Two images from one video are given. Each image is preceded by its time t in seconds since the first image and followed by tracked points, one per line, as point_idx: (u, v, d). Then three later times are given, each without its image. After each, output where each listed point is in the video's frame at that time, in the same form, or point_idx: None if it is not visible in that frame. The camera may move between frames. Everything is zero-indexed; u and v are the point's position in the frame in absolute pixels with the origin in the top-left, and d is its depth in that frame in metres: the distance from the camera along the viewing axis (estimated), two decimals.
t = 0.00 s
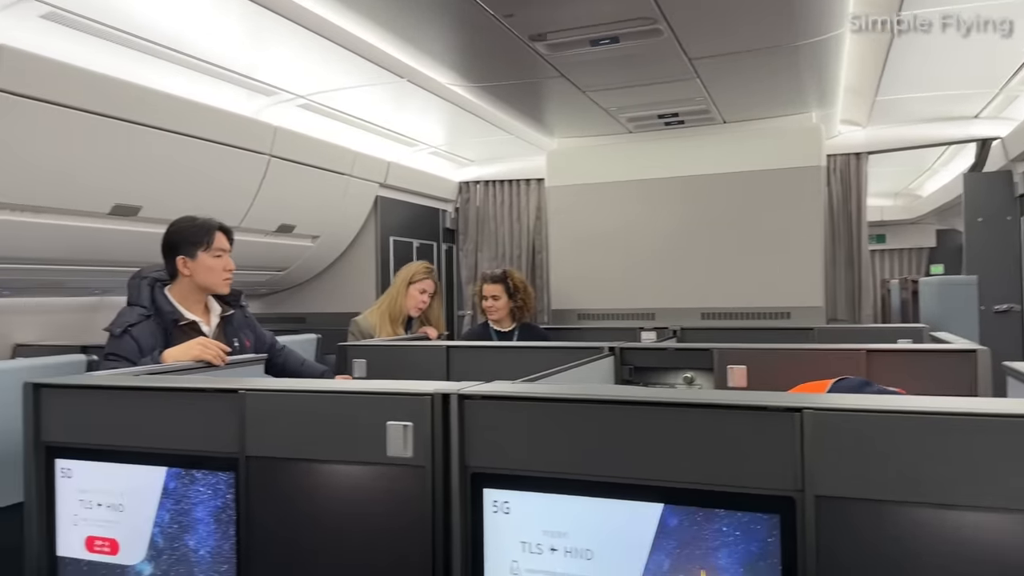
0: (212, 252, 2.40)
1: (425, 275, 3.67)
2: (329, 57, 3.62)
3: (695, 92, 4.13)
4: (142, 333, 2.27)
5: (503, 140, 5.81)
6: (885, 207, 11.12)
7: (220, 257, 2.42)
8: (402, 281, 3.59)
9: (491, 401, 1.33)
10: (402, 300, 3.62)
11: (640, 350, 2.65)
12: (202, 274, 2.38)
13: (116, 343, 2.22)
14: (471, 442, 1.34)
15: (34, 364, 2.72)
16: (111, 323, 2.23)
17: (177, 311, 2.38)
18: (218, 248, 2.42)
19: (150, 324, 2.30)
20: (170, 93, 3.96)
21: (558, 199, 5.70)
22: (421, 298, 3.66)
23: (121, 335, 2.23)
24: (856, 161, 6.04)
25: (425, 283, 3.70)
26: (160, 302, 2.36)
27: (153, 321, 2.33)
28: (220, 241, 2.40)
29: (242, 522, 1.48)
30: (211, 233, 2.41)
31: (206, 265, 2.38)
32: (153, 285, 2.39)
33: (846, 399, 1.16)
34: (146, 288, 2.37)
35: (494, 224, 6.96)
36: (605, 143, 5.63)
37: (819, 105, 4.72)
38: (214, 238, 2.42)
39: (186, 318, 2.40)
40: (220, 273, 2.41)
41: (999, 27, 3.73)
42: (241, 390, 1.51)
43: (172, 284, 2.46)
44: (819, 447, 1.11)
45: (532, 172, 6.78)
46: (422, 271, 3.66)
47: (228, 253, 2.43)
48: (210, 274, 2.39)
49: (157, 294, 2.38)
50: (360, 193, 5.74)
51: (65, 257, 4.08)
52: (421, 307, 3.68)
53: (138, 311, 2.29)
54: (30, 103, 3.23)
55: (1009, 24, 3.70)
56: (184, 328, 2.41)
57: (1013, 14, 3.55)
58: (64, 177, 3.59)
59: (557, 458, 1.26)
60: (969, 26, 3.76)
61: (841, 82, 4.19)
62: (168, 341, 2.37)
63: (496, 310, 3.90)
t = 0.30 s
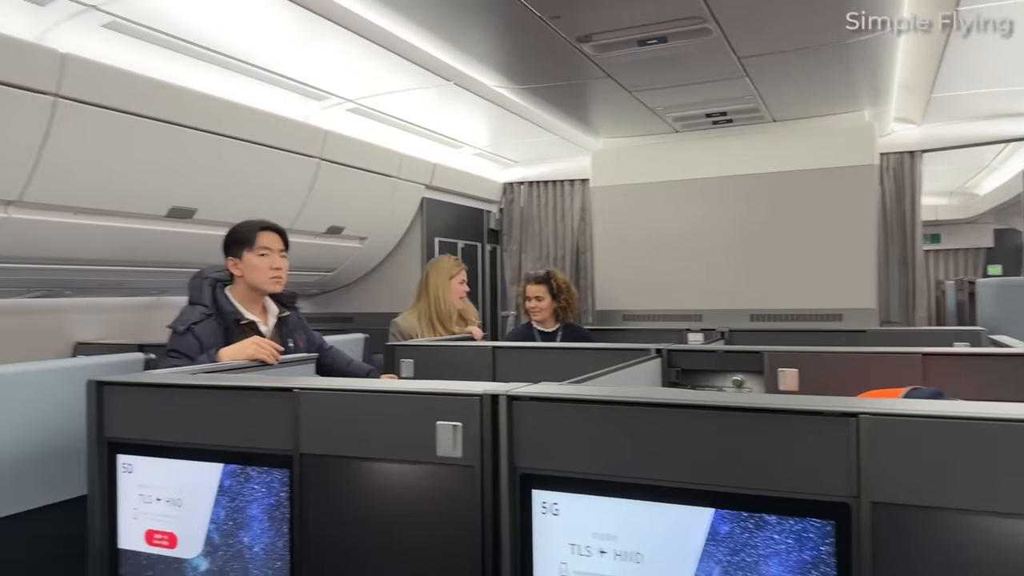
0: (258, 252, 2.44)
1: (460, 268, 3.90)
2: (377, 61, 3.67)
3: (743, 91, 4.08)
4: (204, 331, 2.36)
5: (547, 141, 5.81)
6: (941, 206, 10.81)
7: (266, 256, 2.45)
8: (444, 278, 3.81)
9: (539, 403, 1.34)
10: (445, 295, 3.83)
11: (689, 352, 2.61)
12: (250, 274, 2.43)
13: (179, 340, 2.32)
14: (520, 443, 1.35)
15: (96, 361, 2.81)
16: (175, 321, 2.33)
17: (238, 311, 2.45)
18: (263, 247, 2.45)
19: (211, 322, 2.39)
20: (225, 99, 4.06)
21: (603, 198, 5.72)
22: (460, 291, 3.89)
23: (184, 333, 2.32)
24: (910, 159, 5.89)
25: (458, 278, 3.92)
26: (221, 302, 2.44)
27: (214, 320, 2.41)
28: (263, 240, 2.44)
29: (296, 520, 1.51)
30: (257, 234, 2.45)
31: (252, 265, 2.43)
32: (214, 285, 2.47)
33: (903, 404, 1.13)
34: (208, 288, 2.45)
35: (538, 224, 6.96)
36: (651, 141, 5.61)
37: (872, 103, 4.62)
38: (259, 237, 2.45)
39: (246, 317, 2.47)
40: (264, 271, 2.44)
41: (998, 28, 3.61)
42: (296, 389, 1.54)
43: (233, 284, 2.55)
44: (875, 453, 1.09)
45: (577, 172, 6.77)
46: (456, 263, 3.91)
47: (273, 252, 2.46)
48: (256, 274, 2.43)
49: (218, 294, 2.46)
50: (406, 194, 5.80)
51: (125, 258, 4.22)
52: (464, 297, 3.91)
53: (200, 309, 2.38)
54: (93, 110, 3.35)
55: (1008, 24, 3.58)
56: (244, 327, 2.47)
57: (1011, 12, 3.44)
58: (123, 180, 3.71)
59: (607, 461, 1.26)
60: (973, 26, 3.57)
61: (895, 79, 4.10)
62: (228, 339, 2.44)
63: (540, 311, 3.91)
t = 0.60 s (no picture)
0: (311, 254, 2.48)
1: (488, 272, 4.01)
2: (427, 66, 3.70)
3: (798, 90, 4.01)
4: (270, 328, 2.44)
5: (596, 142, 5.78)
6: (1005, 205, 10.44)
7: (319, 257, 2.48)
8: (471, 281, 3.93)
9: (590, 407, 1.33)
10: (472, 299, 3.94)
11: (743, 357, 2.55)
12: (305, 274, 2.49)
13: (247, 334, 2.42)
14: (572, 447, 1.34)
15: (159, 361, 2.90)
16: (244, 315, 2.42)
17: (305, 310, 2.52)
18: (316, 248, 2.48)
19: (277, 320, 2.46)
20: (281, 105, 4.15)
21: (654, 199, 5.67)
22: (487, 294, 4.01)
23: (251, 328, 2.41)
24: (972, 158, 5.70)
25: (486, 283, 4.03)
26: (289, 301, 2.51)
27: (282, 319, 2.49)
28: (315, 242, 2.46)
29: (352, 519, 1.54)
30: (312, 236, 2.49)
31: (305, 266, 2.49)
32: (284, 284, 2.54)
33: (969, 413, 1.10)
34: (277, 287, 2.52)
35: (586, 226, 6.93)
36: (702, 141, 5.55)
37: (931, 101, 4.49)
38: (314, 239, 2.49)
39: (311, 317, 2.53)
40: (316, 272, 2.48)
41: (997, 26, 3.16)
42: (352, 390, 1.57)
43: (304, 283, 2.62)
44: (939, 462, 1.06)
45: (626, 173, 6.71)
46: (487, 267, 4.03)
47: (325, 253, 2.47)
48: (308, 275, 2.48)
49: (287, 293, 2.54)
50: (455, 196, 5.84)
51: (186, 260, 4.35)
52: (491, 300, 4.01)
53: (269, 307, 2.46)
54: (155, 117, 3.46)
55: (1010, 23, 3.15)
56: (309, 327, 2.52)
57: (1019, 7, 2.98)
58: (183, 184, 3.82)
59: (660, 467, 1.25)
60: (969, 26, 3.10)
61: (957, 76, 3.98)
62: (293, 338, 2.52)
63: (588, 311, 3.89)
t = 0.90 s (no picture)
0: (358, 254, 2.52)
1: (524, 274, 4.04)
2: (473, 69, 3.73)
3: (850, 87, 3.93)
4: (322, 327, 2.52)
5: (642, 142, 5.75)
6: None
7: (366, 258, 2.51)
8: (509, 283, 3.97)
9: (638, 410, 1.32)
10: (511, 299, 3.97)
11: (794, 360, 2.51)
12: (354, 276, 2.54)
13: (300, 333, 2.48)
14: (620, 451, 1.33)
15: (215, 360, 2.98)
16: (297, 315, 2.50)
17: (356, 310, 2.58)
18: (362, 249, 2.51)
19: (329, 320, 2.54)
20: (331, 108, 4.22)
21: (699, 199, 5.82)
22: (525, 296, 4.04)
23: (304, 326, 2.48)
24: None
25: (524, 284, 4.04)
26: (340, 302, 2.60)
27: (333, 319, 2.57)
28: (362, 243, 2.50)
29: (398, 519, 1.56)
30: (358, 237, 2.52)
31: (353, 267, 2.52)
32: (335, 284, 2.63)
33: None
34: (329, 288, 2.61)
35: (631, 226, 6.88)
36: (749, 141, 5.62)
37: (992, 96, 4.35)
38: (360, 240, 2.52)
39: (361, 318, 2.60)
40: (363, 273, 2.51)
41: (1001, 26, 3.00)
42: (401, 390, 1.59)
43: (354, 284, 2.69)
44: (1000, 471, 1.03)
45: (673, 173, 6.64)
46: (522, 268, 4.05)
47: (371, 254, 2.51)
48: (356, 275, 2.52)
49: (338, 295, 2.62)
50: (500, 197, 5.87)
51: (238, 261, 4.45)
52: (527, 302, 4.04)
53: (321, 307, 2.55)
54: (211, 122, 3.56)
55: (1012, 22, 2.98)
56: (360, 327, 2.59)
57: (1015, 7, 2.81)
58: (236, 187, 3.91)
59: (709, 471, 1.24)
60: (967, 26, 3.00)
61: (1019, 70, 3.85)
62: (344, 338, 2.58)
63: (635, 311, 3.90)
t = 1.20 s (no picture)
0: (403, 255, 2.55)
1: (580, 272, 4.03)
2: (524, 68, 3.75)
3: (911, 80, 3.82)
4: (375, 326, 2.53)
5: (695, 138, 5.68)
6: None
7: (411, 258, 2.54)
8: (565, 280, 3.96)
9: (690, 411, 1.31)
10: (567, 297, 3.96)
11: (851, 359, 2.44)
12: (400, 276, 2.57)
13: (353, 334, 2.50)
14: (673, 452, 1.32)
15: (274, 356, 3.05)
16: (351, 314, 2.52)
17: (407, 309, 2.61)
18: (407, 249, 2.54)
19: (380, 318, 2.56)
20: (384, 108, 4.28)
21: (753, 195, 5.90)
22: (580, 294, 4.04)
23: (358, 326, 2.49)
24: None
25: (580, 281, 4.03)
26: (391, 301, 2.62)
27: (386, 317, 2.60)
28: (407, 244, 2.53)
29: (450, 515, 1.58)
30: (404, 238, 2.55)
31: (399, 267, 2.56)
32: (387, 283, 2.65)
33: None
34: (380, 286, 2.63)
35: (682, 224, 6.81)
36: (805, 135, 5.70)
37: None
38: (405, 240, 2.55)
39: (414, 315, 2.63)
40: (408, 272, 2.54)
41: (999, 26, 3.01)
42: (452, 387, 1.61)
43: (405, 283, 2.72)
44: None
45: (725, 169, 6.55)
46: (577, 266, 4.04)
47: (416, 254, 2.53)
48: (402, 275, 2.55)
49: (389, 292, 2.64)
50: (550, 194, 5.88)
51: (294, 259, 4.54)
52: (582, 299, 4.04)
53: (373, 306, 2.58)
54: (267, 123, 3.64)
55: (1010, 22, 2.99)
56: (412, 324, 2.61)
57: (1015, 8, 2.82)
58: (292, 187, 4.00)
59: (763, 473, 1.21)
60: (964, 26, 3.00)
61: None
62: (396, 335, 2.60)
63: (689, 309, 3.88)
